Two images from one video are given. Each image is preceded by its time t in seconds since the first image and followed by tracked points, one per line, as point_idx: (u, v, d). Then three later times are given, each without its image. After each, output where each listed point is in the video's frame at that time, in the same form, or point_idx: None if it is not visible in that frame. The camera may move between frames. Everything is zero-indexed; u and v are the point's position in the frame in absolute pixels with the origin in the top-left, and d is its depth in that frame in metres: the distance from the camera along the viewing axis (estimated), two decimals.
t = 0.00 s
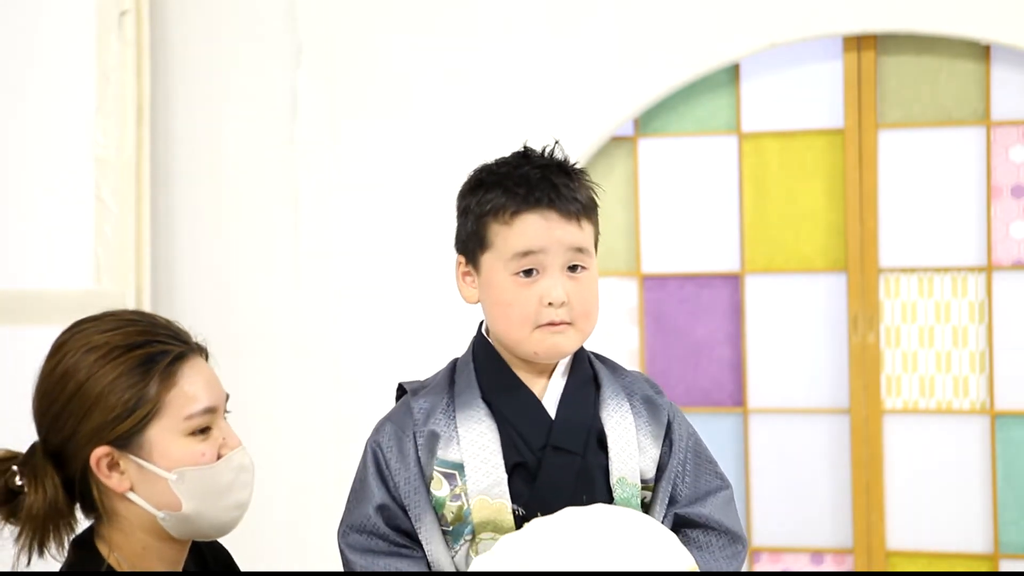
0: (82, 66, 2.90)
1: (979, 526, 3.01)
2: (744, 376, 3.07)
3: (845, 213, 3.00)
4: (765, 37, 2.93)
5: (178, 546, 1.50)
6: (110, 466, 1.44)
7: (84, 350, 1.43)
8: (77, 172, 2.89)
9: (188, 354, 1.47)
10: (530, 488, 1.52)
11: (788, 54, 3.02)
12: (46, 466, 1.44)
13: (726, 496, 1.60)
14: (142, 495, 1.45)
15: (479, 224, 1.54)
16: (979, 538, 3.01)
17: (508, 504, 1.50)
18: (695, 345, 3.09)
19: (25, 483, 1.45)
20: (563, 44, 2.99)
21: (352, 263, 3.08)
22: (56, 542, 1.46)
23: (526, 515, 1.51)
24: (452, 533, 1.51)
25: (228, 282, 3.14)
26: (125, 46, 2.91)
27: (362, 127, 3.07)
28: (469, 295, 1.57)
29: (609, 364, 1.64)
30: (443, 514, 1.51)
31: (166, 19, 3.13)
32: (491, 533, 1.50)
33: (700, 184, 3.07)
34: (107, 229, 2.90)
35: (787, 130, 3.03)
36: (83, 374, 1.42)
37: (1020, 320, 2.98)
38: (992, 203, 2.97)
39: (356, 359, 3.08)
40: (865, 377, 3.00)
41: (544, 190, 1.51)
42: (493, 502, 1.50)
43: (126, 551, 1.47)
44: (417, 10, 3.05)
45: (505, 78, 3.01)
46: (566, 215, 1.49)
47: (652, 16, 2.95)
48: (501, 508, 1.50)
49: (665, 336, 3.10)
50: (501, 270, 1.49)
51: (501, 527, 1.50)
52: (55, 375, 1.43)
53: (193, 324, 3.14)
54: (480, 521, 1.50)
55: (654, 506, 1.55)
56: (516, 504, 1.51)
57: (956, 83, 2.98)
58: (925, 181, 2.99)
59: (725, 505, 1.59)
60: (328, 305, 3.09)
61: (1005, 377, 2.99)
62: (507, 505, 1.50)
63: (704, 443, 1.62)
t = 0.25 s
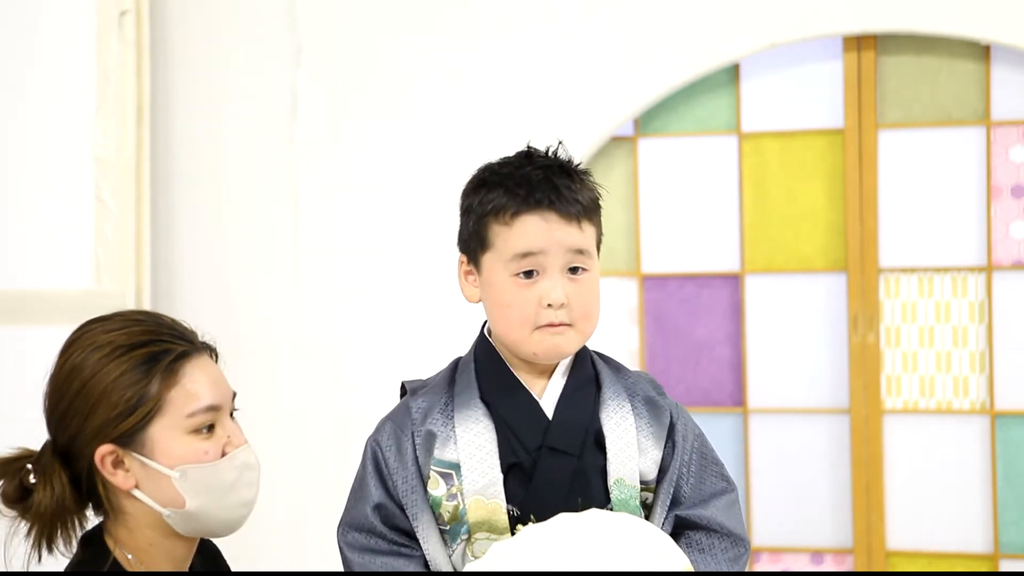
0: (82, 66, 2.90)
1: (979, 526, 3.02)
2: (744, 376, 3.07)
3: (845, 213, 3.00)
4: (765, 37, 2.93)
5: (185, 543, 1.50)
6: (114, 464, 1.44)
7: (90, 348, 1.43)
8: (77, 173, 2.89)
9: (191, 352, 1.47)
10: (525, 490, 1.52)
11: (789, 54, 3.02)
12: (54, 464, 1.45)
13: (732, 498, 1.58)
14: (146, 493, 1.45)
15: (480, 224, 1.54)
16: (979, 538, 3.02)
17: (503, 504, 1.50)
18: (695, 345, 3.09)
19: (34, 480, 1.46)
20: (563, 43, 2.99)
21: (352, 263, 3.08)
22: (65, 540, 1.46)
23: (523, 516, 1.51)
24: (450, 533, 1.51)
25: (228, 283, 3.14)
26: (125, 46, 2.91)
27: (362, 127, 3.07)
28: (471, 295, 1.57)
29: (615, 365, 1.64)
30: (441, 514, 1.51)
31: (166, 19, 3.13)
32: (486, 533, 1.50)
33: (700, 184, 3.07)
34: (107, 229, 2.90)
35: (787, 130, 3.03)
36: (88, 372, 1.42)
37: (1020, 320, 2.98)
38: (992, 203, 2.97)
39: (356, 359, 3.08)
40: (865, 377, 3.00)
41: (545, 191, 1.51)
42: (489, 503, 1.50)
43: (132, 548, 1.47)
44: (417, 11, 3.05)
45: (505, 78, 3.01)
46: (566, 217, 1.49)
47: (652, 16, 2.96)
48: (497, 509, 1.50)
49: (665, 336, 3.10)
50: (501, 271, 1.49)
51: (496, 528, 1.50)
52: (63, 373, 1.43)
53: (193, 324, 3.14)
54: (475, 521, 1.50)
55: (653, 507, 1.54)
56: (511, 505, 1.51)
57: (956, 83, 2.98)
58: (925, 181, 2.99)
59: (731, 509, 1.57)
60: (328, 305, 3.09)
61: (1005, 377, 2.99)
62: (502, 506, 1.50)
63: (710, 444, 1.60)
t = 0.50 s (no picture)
0: (81, 66, 2.90)
1: (979, 526, 3.01)
2: (744, 377, 3.07)
3: (844, 213, 3.00)
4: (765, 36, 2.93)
5: (210, 536, 1.51)
6: (138, 468, 1.44)
7: (94, 356, 1.41)
8: (77, 173, 2.89)
9: (192, 347, 1.46)
10: (520, 490, 1.51)
11: (789, 54, 3.02)
12: (72, 479, 1.42)
13: (733, 501, 1.57)
14: (172, 492, 1.46)
15: (478, 224, 1.54)
16: (979, 539, 3.02)
17: (497, 504, 1.50)
18: (696, 345, 3.09)
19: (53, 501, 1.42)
20: (563, 43, 2.99)
21: (352, 263, 3.08)
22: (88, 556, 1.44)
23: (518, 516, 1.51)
24: (446, 532, 1.51)
25: (227, 283, 3.14)
26: (125, 46, 2.90)
27: (362, 127, 3.07)
28: (470, 295, 1.57)
29: (616, 365, 1.63)
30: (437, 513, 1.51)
31: (166, 19, 3.13)
32: (480, 533, 1.50)
33: (700, 184, 3.07)
34: (107, 229, 2.90)
35: (787, 130, 3.03)
36: (96, 382, 1.40)
37: (1020, 319, 2.98)
38: (992, 203, 2.97)
39: (356, 359, 3.08)
40: (865, 377, 3.00)
41: (542, 191, 1.50)
42: (482, 503, 1.50)
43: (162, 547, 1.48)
44: (417, 11, 3.05)
45: (505, 78, 3.01)
46: (563, 217, 1.49)
47: (652, 16, 2.95)
48: (490, 508, 1.50)
49: (665, 336, 3.10)
50: (499, 271, 1.49)
51: (490, 528, 1.50)
52: (68, 387, 1.41)
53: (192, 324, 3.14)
54: (470, 521, 1.50)
55: (651, 509, 1.53)
56: (505, 505, 1.51)
57: (956, 83, 2.98)
58: (925, 181, 2.99)
59: (732, 512, 1.56)
60: (328, 305, 3.09)
61: (1005, 377, 2.99)
62: (496, 506, 1.50)
63: (713, 447, 1.59)
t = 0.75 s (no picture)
0: (81, 66, 2.90)
1: (979, 526, 3.01)
2: (745, 376, 3.07)
3: (844, 213, 2.99)
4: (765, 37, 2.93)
5: (223, 410, 1.33)
6: (147, 337, 1.24)
7: (96, 227, 1.20)
8: (76, 173, 2.89)
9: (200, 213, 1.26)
10: (519, 492, 1.51)
11: (788, 54, 3.02)
12: (77, 349, 1.25)
13: (734, 501, 1.57)
14: (182, 366, 1.26)
15: (477, 225, 1.54)
16: (979, 539, 3.01)
17: (496, 507, 1.49)
18: (696, 345, 3.08)
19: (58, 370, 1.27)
20: (563, 43, 2.99)
21: (352, 263, 3.08)
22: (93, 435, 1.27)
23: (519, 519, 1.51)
24: (446, 535, 1.51)
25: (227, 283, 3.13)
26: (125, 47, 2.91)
27: (362, 127, 3.07)
28: (469, 295, 1.57)
29: (616, 365, 1.63)
30: (437, 515, 1.51)
31: (166, 20, 3.13)
32: (480, 536, 1.49)
33: (700, 184, 3.07)
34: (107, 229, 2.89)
35: (787, 130, 3.03)
36: (95, 251, 1.19)
37: (1020, 319, 2.98)
38: (992, 203, 2.97)
39: (357, 359, 3.08)
40: (865, 377, 2.99)
41: (541, 191, 1.50)
42: (482, 505, 1.49)
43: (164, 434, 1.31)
44: (417, 10, 3.04)
45: (505, 78, 3.01)
46: (562, 217, 1.49)
47: (652, 16, 2.95)
48: (490, 511, 1.49)
49: (665, 336, 3.10)
50: (498, 271, 1.49)
51: (490, 530, 1.49)
52: (64, 256, 1.21)
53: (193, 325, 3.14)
54: (469, 524, 1.49)
55: (651, 510, 1.53)
56: (505, 508, 1.51)
57: (956, 83, 2.97)
58: (925, 181, 2.99)
59: (733, 513, 1.55)
60: (327, 305, 3.09)
61: (1005, 377, 2.99)
62: (495, 508, 1.49)
63: (712, 446, 1.59)
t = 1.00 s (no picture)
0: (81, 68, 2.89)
1: (979, 526, 3.01)
2: (745, 376, 3.07)
3: (844, 213, 2.99)
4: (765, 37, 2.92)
5: (183, 251, 1.18)
6: (108, 157, 1.07)
7: (75, 39, 1.04)
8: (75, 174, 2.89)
9: (191, 39, 1.07)
10: (522, 495, 1.51)
11: (788, 54, 3.02)
12: (38, 153, 1.10)
13: (734, 502, 1.57)
14: (140, 196, 1.09)
15: (477, 226, 1.54)
16: (979, 539, 3.01)
17: (500, 509, 1.49)
18: (696, 345, 3.08)
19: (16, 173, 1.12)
20: (563, 43, 2.98)
21: (351, 263, 3.07)
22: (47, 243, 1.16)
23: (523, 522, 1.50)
24: (448, 537, 1.50)
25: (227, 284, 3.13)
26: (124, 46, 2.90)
27: (362, 127, 3.07)
28: (469, 296, 1.56)
29: (616, 366, 1.63)
30: (440, 518, 1.51)
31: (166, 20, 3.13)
32: (483, 539, 1.49)
33: (700, 184, 3.07)
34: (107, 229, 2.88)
35: (787, 130, 3.03)
36: (67, 62, 1.03)
37: (1020, 319, 2.98)
38: (992, 203, 2.97)
39: (356, 359, 3.07)
40: (865, 377, 2.99)
41: (541, 192, 1.50)
42: (485, 508, 1.49)
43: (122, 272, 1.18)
44: (416, 10, 3.04)
45: (505, 78, 3.00)
46: (562, 217, 1.49)
47: (651, 16, 2.95)
48: (493, 514, 1.50)
49: (665, 336, 3.09)
50: (498, 272, 1.48)
51: (493, 533, 1.49)
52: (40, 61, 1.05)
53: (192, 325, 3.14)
54: (472, 526, 1.49)
55: (651, 511, 1.53)
56: (508, 510, 1.51)
57: (956, 83, 2.97)
58: (925, 181, 2.99)
59: (732, 514, 1.55)
60: (327, 305, 3.08)
61: (1005, 377, 2.99)
62: (499, 511, 1.50)
63: (710, 446, 1.58)
